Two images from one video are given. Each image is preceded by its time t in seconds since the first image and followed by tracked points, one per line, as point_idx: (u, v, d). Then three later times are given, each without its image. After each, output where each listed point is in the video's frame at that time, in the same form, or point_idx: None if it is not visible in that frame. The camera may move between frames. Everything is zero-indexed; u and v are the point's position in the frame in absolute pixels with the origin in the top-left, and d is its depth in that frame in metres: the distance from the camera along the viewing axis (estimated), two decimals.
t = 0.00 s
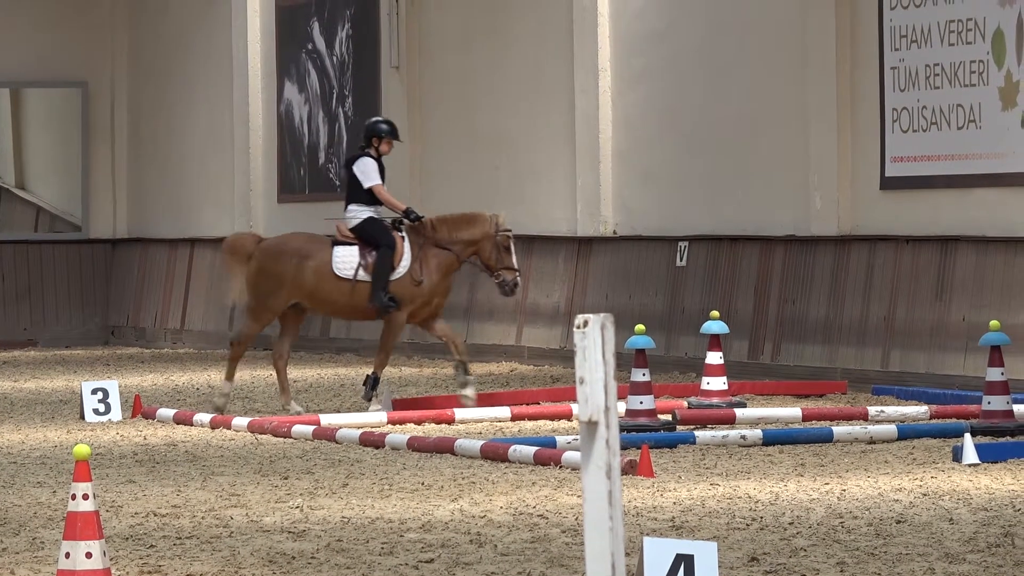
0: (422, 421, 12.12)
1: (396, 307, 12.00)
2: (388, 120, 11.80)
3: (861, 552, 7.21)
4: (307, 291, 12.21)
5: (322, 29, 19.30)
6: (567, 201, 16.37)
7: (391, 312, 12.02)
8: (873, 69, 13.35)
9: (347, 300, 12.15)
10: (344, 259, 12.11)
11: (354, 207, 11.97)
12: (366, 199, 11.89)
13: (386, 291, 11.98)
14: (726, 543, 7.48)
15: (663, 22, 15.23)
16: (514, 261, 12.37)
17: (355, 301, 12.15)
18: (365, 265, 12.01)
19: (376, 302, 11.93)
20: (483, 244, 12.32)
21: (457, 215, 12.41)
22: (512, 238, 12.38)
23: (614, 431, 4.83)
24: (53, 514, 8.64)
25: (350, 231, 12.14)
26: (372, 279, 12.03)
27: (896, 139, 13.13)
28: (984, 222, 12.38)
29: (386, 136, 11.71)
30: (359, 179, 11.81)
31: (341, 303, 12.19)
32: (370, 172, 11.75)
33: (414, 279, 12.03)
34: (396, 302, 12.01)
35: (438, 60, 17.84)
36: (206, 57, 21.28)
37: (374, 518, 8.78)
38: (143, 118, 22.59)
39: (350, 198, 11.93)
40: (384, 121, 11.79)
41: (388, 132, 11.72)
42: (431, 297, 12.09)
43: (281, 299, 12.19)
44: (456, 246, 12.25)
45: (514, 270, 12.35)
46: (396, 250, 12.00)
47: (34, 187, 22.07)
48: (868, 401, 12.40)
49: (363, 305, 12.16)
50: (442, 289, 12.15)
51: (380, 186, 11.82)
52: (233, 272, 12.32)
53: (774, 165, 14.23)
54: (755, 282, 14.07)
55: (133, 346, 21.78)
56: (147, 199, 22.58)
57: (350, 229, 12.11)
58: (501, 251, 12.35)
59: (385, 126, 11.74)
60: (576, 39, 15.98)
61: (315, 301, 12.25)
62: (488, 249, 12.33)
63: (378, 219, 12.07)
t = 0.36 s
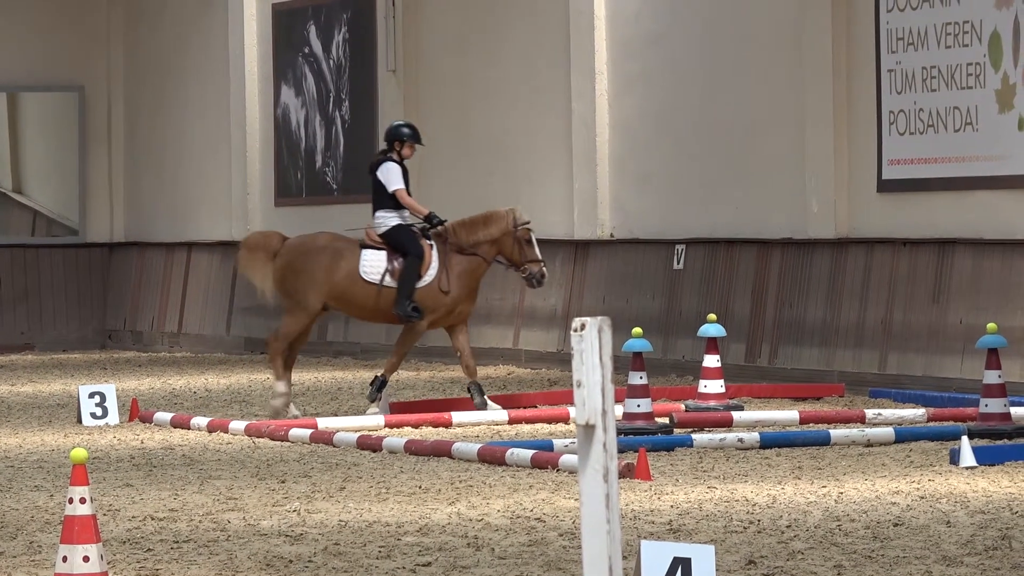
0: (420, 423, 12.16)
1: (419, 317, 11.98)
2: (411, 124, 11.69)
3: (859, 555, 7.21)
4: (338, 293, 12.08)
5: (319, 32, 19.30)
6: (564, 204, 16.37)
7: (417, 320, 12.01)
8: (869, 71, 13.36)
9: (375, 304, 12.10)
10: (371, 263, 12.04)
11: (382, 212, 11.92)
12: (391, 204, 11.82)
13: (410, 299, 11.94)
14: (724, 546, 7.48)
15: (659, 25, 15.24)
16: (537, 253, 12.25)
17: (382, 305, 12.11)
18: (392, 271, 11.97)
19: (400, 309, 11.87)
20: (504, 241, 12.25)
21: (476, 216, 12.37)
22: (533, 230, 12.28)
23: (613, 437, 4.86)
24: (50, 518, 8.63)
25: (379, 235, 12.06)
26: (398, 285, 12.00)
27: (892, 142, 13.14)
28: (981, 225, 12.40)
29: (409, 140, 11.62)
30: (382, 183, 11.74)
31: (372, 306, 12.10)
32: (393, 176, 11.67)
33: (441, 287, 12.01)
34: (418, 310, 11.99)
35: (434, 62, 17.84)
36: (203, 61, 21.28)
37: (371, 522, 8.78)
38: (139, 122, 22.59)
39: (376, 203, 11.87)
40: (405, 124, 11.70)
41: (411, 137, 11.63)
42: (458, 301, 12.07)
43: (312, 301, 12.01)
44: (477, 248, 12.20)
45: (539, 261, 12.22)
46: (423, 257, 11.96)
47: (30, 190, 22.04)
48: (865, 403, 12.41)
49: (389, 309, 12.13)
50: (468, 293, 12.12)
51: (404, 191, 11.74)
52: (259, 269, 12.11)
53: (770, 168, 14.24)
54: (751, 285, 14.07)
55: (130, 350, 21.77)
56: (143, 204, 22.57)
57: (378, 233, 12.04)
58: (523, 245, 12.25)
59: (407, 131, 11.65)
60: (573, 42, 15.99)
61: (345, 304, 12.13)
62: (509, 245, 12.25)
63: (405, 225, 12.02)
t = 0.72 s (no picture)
0: (416, 429, 12.16)
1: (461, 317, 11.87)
2: (441, 127, 11.75)
3: (855, 560, 7.21)
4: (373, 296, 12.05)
5: (314, 38, 19.30)
6: (559, 209, 16.37)
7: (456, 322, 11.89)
8: (864, 77, 13.37)
9: (413, 307, 12.05)
10: (408, 268, 11.99)
11: (415, 215, 11.84)
12: (423, 206, 11.75)
13: (450, 300, 11.84)
14: (719, 551, 7.47)
15: (655, 30, 15.24)
16: (570, 261, 12.31)
17: (420, 308, 12.06)
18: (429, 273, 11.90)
19: (441, 311, 11.78)
20: (538, 246, 12.25)
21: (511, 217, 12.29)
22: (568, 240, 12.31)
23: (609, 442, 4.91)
24: (46, 524, 8.63)
25: (413, 238, 12.00)
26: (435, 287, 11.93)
27: (888, 147, 13.14)
28: (977, 229, 12.40)
29: (439, 141, 11.65)
30: (413, 185, 11.70)
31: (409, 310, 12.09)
32: (424, 177, 11.63)
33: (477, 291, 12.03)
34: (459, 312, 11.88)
35: (430, 68, 17.83)
36: (199, 67, 21.29)
37: (367, 527, 8.78)
38: (134, 128, 22.58)
39: (409, 206, 11.81)
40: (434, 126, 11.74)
41: (441, 137, 11.66)
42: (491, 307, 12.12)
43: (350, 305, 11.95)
44: (511, 252, 12.19)
45: (570, 270, 12.31)
46: (460, 259, 11.89)
47: (26, 196, 22.01)
48: (862, 408, 12.41)
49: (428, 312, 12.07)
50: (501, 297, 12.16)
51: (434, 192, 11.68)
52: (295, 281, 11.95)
53: (766, 172, 14.24)
54: (748, 290, 14.06)
55: (126, 356, 21.77)
56: (139, 209, 22.57)
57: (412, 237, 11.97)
58: (557, 252, 12.28)
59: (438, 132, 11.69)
60: (569, 48, 15.99)
61: (381, 308, 12.10)
62: (544, 251, 12.25)
63: (439, 227, 11.93)
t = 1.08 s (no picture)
0: (413, 434, 12.12)
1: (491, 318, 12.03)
2: (464, 126, 11.78)
3: (853, 564, 7.21)
4: (400, 301, 12.21)
5: (312, 42, 19.31)
6: (557, 214, 16.37)
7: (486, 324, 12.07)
8: (863, 81, 13.37)
9: (441, 310, 12.16)
10: (434, 270, 12.11)
11: (440, 217, 11.95)
12: (451, 207, 11.86)
13: (479, 302, 12.00)
14: (718, 556, 7.47)
15: (653, 34, 15.24)
16: (600, 268, 12.14)
17: (449, 310, 12.17)
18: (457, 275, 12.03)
19: (470, 313, 11.94)
20: (569, 251, 12.13)
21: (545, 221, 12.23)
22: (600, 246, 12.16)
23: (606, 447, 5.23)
24: (44, 529, 8.63)
25: (438, 241, 12.12)
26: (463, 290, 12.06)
27: (886, 151, 13.14)
28: (975, 234, 12.41)
29: (465, 142, 11.70)
30: (441, 188, 11.79)
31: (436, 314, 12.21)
32: (453, 180, 11.72)
33: (508, 289, 12.01)
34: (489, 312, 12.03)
35: (428, 73, 17.83)
36: (197, 71, 21.30)
37: (366, 532, 8.78)
38: (132, 133, 22.59)
39: (435, 208, 11.90)
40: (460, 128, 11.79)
41: (467, 138, 11.70)
42: (519, 309, 12.06)
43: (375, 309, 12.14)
44: (539, 255, 12.13)
45: (599, 276, 12.13)
46: (487, 260, 11.99)
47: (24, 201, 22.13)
48: (860, 412, 12.41)
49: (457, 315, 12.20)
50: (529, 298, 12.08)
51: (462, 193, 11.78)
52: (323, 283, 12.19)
53: (765, 177, 14.24)
54: (746, 295, 14.07)
55: (124, 361, 21.76)
56: (137, 214, 22.54)
57: (437, 239, 12.09)
58: (587, 258, 12.13)
59: (463, 133, 11.72)
60: (566, 52, 15.99)
61: (409, 311, 12.25)
62: (574, 256, 12.13)
63: (463, 228, 12.04)
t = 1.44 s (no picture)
0: (412, 440, 12.18)
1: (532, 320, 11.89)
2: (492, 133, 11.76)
3: (851, 570, 7.21)
4: (433, 303, 12.09)
5: (310, 49, 19.30)
6: (556, 220, 16.37)
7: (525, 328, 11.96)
8: (861, 88, 13.38)
9: (478, 315, 12.05)
10: (471, 274, 12.02)
11: (474, 223, 11.85)
12: (483, 214, 11.77)
13: (517, 303, 11.87)
14: (716, 561, 7.47)
15: (651, 40, 15.25)
16: (630, 262, 12.09)
17: (484, 315, 12.06)
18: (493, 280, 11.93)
19: (508, 314, 11.80)
20: (595, 250, 12.11)
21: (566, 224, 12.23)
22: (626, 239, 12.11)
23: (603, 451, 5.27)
24: (43, 536, 8.63)
25: (474, 245, 12.00)
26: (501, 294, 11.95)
27: (884, 157, 13.14)
28: (973, 240, 12.41)
29: (494, 148, 11.67)
30: (472, 195, 11.72)
31: (470, 317, 12.10)
32: (482, 187, 11.64)
33: (545, 297, 11.96)
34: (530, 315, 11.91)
35: (426, 79, 17.83)
36: (196, 78, 21.30)
37: (364, 538, 8.78)
38: (131, 140, 22.60)
39: (469, 215, 11.82)
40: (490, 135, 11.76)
41: (496, 144, 11.67)
42: (555, 315, 12.04)
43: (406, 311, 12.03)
44: (568, 258, 12.12)
45: (631, 270, 12.09)
46: (524, 263, 11.90)
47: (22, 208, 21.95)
48: (858, 418, 12.41)
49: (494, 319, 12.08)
50: (565, 304, 12.06)
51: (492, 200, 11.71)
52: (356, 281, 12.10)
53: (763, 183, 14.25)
54: (744, 301, 14.07)
55: (123, 368, 21.75)
56: (136, 221, 22.56)
57: (472, 244, 11.98)
58: (614, 254, 12.10)
59: (491, 139, 11.70)
60: (564, 59, 15.99)
61: (442, 314, 12.13)
62: (601, 254, 12.10)
63: (499, 232, 11.94)
